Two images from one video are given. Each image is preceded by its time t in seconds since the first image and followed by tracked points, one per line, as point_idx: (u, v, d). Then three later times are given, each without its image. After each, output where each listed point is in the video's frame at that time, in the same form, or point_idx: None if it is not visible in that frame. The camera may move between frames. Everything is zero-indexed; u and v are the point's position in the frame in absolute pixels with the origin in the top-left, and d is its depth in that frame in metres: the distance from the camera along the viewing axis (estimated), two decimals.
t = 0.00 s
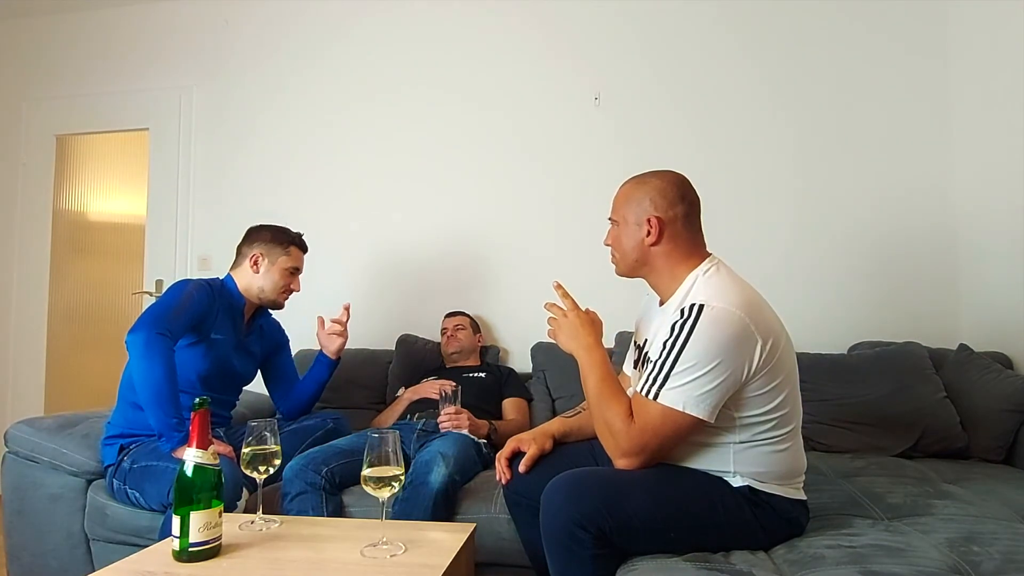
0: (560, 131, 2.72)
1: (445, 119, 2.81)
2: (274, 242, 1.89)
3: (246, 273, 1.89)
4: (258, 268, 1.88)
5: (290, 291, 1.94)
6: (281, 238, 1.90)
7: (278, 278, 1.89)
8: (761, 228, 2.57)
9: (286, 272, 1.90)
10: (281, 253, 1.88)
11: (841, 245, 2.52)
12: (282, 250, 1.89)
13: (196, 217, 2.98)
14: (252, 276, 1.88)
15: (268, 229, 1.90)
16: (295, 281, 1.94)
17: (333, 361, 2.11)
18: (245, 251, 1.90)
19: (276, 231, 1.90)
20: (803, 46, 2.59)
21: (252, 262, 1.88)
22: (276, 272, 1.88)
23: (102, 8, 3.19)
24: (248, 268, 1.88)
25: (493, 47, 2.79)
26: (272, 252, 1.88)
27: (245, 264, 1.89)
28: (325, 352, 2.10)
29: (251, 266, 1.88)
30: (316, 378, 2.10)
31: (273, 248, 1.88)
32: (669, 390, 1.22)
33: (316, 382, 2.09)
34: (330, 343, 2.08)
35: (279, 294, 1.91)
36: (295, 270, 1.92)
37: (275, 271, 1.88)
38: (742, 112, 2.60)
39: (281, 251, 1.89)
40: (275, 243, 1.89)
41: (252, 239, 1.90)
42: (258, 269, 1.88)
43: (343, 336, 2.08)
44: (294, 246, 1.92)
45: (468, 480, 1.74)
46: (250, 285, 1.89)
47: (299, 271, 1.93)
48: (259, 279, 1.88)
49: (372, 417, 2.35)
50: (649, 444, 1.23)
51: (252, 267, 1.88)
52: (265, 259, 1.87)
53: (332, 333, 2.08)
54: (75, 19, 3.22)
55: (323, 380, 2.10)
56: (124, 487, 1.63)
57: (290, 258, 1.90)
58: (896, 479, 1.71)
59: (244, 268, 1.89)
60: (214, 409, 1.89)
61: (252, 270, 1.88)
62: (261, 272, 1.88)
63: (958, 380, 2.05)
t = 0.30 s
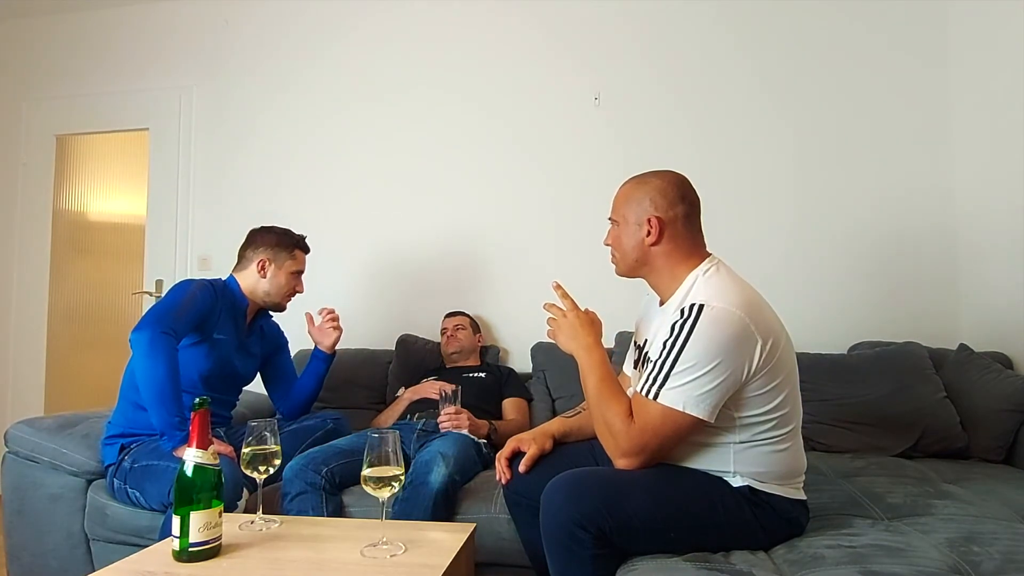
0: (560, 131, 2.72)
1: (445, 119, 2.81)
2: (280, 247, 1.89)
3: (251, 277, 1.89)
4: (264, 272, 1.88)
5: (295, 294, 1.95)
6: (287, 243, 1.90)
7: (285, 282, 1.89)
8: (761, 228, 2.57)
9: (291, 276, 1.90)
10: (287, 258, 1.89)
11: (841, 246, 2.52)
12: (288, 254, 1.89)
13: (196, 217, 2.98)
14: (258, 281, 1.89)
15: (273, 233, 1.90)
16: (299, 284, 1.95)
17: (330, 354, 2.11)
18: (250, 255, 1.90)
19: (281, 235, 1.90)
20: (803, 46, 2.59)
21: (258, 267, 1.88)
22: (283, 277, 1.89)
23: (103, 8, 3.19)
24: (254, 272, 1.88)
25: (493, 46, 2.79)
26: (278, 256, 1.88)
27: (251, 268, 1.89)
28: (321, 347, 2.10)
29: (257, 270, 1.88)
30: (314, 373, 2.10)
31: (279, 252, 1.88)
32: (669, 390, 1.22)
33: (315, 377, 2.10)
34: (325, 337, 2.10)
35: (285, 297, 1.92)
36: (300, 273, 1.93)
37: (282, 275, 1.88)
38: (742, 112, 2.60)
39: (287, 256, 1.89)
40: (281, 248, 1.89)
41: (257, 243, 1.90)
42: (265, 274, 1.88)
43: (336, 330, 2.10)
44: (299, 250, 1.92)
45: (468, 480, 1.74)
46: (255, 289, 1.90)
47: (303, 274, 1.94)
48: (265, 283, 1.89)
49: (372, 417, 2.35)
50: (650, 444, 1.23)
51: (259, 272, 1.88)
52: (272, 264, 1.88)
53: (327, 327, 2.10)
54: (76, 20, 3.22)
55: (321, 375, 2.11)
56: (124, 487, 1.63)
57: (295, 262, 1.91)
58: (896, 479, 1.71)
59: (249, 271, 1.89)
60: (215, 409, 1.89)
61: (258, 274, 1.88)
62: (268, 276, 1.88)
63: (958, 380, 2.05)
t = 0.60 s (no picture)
0: (559, 131, 2.72)
1: (445, 119, 2.81)
2: (280, 247, 1.88)
3: (251, 277, 1.89)
4: (264, 273, 1.88)
5: (294, 294, 1.95)
6: (287, 243, 1.89)
7: (284, 283, 1.89)
8: (761, 227, 2.57)
9: (291, 277, 1.90)
10: (286, 259, 1.88)
11: (841, 245, 2.52)
12: (288, 255, 1.89)
13: (196, 217, 2.98)
14: (258, 281, 1.89)
15: (273, 233, 1.90)
16: (299, 285, 1.94)
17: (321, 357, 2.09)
18: (251, 255, 1.89)
19: (281, 235, 1.90)
20: (803, 45, 2.59)
21: (258, 267, 1.88)
22: (282, 278, 1.88)
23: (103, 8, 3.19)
24: (254, 272, 1.88)
25: (493, 46, 2.79)
26: (278, 257, 1.88)
27: (251, 268, 1.88)
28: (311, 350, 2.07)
29: (257, 271, 1.88)
30: (308, 374, 2.09)
31: (279, 253, 1.88)
32: (669, 390, 1.22)
33: (309, 378, 2.09)
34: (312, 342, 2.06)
35: (284, 298, 1.92)
36: (299, 274, 1.92)
37: (281, 276, 1.88)
38: (742, 112, 2.60)
39: (287, 257, 1.89)
40: (281, 248, 1.88)
41: (258, 243, 1.90)
42: (265, 274, 1.88)
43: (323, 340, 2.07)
44: (299, 251, 1.92)
45: (468, 480, 1.74)
46: (255, 289, 1.89)
47: (302, 274, 1.94)
48: (265, 284, 1.89)
49: (372, 417, 2.35)
50: (650, 444, 1.23)
51: (259, 272, 1.88)
52: (272, 265, 1.88)
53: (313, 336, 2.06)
54: (76, 20, 3.22)
55: (315, 377, 2.10)
56: (125, 487, 1.63)
57: (294, 263, 1.90)
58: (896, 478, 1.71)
59: (249, 272, 1.89)
60: (215, 409, 1.89)
61: (258, 275, 1.88)
62: (267, 276, 1.88)
63: (958, 380, 2.05)
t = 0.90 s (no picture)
0: (560, 131, 2.72)
1: (445, 119, 2.81)
2: (266, 244, 1.87)
3: (241, 275, 1.89)
4: (250, 271, 1.88)
5: (284, 295, 1.90)
6: (274, 241, 1.88)
7: (268, 281, 1.86)
8: (761, 227, 2.57)
9: (277, 276, 1.86)
10: (272, 256, 1.86)
11: (842, 245, 2.52)
12: (274, 253, 1.86)
13: (196, 217, 2.98)
14: (245, 279, 1.88)
15: (263, 232, 1.89)
16: (289, 285, 1.90)
17: (318, 360, 2.11)
18: (242, 254, 1.91)
19: (270, 234, 1.89)
20: (803, 46, 2.59)
21: (244, 265, 1.88)
22: (266, 275, 1.86)
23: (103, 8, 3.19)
24: (242, 270, 1.89)
25: (493, 46, 2.79)
26: (263, 255, 1.86)
27: (239, 267, 1.89)
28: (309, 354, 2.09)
29: (244, 269, 1.88)
30: (306, 377, 2.10)
31: (264, 251, 1.87)
32: (669, 390, 1.22)
33: (307, 381, 2.10)
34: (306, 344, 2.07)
35: (270, 297, 1.88)
36: (287, 273, 1.87)
37: (265, 274, 1.86)
38: (742, 112, 2.60)
39: (273, 255, 1.86)
40: (268, 246, 1.87)
41: (250, 242, 1.91)
42: (250, 271, 1.87)
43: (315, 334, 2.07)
44: (288, 250, 1.88)
45: (468, 480, 1.74)
46: (243, 288, 1.89)
47: (293, 274, 1.89)
48: (250, 282, 1.88)
49: (372, 417, 2.35)
50: (650, 444, 1.23)
51: (245, 270, 1.88)
52: (256, 262, 1.87)
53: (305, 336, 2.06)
54: (76, 20, 3.22)
55: (314, 380, 2.11)
56: (124, 487, 1.63)
57: (282, 262, 1.86)
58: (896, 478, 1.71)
59: (239, 270, 1.90)
60: (214, 409, 1.89)
61: (245, 273, 1.88)
62: (252, 274, 1.87)
63: (958, 380, 2.05)
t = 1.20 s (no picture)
0: (560, 131, 2.72)
1: (445, 119, 2.81)
2: (265, 248, 1.86)
3: (239, 276, 1.89)
4: (247, 273, 1.87)
5: (281, 299, 1.90)
6: (273, 244, 1.87)
7: (265, 286, 1.86)
8: (761, 227, 2.57)
9: (273, 280, 1.86)
10: (270, 260, 1.85)
11: (842, 245, 2.52)
12: (272, 257, 1.85)
13: (196, 217, 2.98)
14: (242, 281, 1.88)
15: (263, 234, 1.88)
16: (286, 290, 1.89)
17: (318, 349, 2.13)
18: (240, 254, 1.90)
19: (270, 237, 1.87)
20: (803, 45, 2.59)
21: (241, 267, 1.88)
22: (263, 278, 1.86)
23: (102, 8, 3.19)
24: (239, 272, 1.89)
25: (493, 47, 2.79)
26: (261, 258, 1.86)
27: (237, 268, 1.89)
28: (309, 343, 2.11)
29: (241, 271, 1.88)
30: (307, 369, 2.12)
31: (262, 254, 1.86)
32: (668, 389, 1.22)
33: (308, 372, 2.12)
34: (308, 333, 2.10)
35: (266, 302, 1.89)
36: (284, 278, 1.87)
37: (262, 279, 1.86)
38: (742, 112, 2.60)
39: (270, 259, 1.85)
40: (267, 249, 1.86)
41: (249, 242, 1.90)
42: (248, 274, 1.87)
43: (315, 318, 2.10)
44: (286, 254, 1.86)
45: (468, 480, 1.74)
46: (240, 289, 1.89)
47: (290, 279, 1.89)
48: (247, 284, 1.88)
49: (372, 417, 2.35)
50: (649, 443, 1.23)
51: (242, 273, 1.88)
52: (254, 265, 1.86)
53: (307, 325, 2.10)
54: (75, 20, 3.22)
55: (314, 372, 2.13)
56: (124, 487, 1.63)
57: (279, 266, 1.86)
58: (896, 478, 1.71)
59: (237, 271, 1.90)
60: (214, 409, 1.89)
61: (242, 275, 1.88)
62: (250, 277, 1.87)
63: (958, 380, 2.05)
